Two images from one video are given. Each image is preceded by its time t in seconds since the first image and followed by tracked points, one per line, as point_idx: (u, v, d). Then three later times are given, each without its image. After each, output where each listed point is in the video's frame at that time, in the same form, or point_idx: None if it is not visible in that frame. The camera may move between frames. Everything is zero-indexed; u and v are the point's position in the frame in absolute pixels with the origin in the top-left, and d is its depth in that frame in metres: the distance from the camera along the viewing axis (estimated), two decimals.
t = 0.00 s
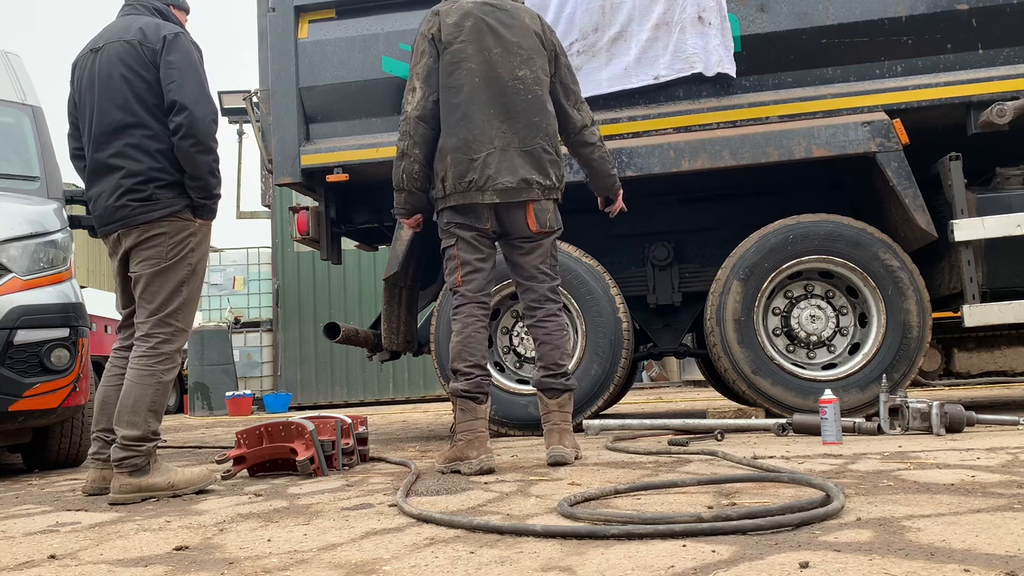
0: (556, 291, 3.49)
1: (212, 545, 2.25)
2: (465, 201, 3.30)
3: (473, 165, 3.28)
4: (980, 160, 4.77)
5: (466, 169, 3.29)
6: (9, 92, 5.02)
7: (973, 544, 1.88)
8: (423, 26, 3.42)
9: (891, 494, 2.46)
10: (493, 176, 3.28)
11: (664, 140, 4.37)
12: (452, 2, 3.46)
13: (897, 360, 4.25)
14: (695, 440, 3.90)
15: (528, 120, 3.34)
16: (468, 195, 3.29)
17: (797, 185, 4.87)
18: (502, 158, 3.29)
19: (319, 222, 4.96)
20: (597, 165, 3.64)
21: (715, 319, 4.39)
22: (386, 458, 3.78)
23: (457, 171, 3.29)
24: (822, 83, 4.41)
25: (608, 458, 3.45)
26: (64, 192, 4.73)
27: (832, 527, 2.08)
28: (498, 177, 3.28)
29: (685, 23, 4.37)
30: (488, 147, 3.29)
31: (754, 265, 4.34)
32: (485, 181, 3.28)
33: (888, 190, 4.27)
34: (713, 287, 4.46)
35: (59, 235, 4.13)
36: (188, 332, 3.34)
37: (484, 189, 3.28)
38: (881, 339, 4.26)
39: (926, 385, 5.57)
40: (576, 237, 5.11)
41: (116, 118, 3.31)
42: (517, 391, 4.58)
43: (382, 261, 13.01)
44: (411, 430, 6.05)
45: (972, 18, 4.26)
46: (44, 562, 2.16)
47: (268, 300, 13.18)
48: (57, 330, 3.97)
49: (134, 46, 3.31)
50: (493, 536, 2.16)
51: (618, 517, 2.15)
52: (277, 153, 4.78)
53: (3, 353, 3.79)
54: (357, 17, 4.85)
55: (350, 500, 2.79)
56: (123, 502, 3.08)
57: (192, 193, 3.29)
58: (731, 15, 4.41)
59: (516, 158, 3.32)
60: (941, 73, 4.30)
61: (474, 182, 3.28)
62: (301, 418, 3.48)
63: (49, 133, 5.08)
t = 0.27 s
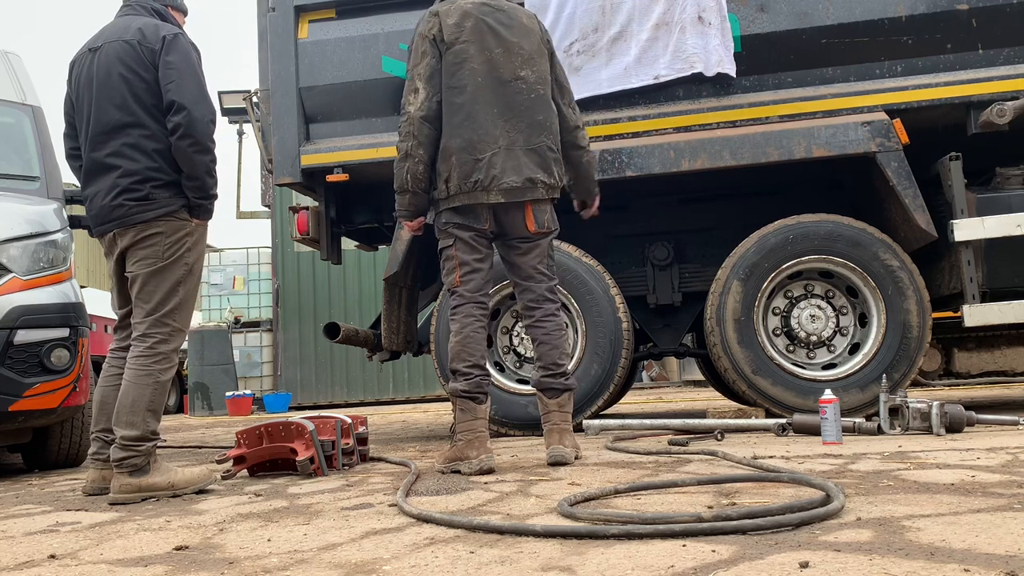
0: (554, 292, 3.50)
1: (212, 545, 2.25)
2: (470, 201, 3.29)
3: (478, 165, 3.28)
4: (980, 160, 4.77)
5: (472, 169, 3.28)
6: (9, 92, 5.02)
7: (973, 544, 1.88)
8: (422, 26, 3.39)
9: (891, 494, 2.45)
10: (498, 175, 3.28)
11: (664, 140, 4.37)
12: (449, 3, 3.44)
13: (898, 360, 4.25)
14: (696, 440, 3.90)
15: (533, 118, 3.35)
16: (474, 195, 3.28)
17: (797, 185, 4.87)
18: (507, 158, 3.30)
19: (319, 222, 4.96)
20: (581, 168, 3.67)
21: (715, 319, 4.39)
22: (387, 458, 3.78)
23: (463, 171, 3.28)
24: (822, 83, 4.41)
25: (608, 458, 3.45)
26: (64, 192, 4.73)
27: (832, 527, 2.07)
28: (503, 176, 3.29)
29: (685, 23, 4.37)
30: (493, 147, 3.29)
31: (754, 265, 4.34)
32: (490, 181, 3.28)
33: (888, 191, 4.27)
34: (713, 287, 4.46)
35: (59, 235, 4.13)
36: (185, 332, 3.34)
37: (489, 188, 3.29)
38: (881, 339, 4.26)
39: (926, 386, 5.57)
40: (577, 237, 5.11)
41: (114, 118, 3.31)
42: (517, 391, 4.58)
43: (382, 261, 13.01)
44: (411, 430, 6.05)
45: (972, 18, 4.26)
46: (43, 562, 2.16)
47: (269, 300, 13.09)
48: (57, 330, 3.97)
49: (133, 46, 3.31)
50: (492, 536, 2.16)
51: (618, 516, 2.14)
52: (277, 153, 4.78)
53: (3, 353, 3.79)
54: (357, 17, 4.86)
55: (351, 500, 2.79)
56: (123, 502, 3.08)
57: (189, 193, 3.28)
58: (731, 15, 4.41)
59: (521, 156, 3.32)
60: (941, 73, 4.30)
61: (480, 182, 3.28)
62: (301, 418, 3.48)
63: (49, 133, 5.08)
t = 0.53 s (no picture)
0: (552, 292, 3.51)
1: (212, 545, 2.25)
2: (473, 200, 3.30)
3: (479, 164, 3.28)
4: (980, 160, 4.77)
5: (473, 168, 3.28)
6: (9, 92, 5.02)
7: (973, 544, 1.88)
8: (416, 28, 3.38)
9: (891, 494, 2.46)
10: (500, 173, 3.28)
11: (664, 140, 4.37)
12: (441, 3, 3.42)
13: (897, 360, 4.25)
14: (695, 440, 3.90)
15: (532, 113, 3.35)
16: (478, 194, 3.29)
17: (797, 185, 4.87)
18: (509, 155, 3.29)
19: (319, 222, 4.96)
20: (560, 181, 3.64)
21: (715, 319, 4.39)
22: (387, 458, 3.78)
23: (464, 171, 3.29)
24: (822, 83, 4.41)
25: (608, 458, 3.45)
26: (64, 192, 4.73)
27: (832, 527, 2.08)
28: (506, 173, 3.28)
29: (685, 23, 4.37)
30: (494, 145, 3.29)
31: (754, 265, 4.34)
32: (492, 179, 3.28)
33: (888, 191, 4.27)
34: (713, 287, 4.46)
35: (59, 236, 4.13)
36: (181, 333, 3.34)
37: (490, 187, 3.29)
38: (880, 339, 4.26)
39: (926, 385, 5.57)
40: (576, 237, 5.11)
41: (113, 119, 3.31)
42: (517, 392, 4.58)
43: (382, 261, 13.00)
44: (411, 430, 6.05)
45: (972, 18, 4.26)
46: (43, 562, 2.16)
47: (268, 299, 12.92)
48: (56, 330, 3.97)
49: (136, 49, 3.31)
50: (492, 536, 2.16)
51: (618, 516, 2.15)
52: (277, 153, 4.78)
53: (3, 353, 3.79)
54: (357, 17, 4.86)
55: (351, 500, 2.79)
56: (123, 502, 3.08)
57: (183, 197, 3.30)
58: (731, 15, 4.41)
59: (523, 153, 3.32)
60: (941, 73, 4.30)
61: (483, 181, 3.28)
62: (301, 418, 3.48)
63: (49, 133, 5.08)
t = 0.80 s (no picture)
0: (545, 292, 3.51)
1: (212, 545, 2.25)
2: (460, 198, 3.29)
3: (466, 163, 3.28)
4: (980, 160, 4.77)
5: (460, 167, 3.28)
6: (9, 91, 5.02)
7: (973, 544, 1.88)
8: (404, 27, 3.39)
9: (891, 494, 2.46)
10: (486, 172, 3.27)
11: (664, 140, 4.37)
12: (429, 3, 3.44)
13: (897, 360, 4.25)
14: (695, 440, 3.90)
15: (519, 113, 3.35)
16: (464, 193, 3.28)
17: (797, 185, 4.87)
18: (496, 154, 3.29)
19: (319, 222, 4.96)
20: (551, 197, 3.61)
21: (715, 319, 4.39)
22: (387, 458, 3.78)
23: (451, 169, 3.28)
24: (822, 83, 4.41)
25: (608, 458, 3.45)
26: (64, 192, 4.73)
27: (832, 527, 2.08)
28: (492, 172, 3.28)
29: (685, 23, 4.37)
30: (481, 144, 3.29)
31: (754, 265, 4.34)
32: (479, 177, 3.27)
33: (888, 191, 4.27)
34: (713, 287, 4.46)
35: (59, 236, 4.13)
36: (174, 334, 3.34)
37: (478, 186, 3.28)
38: (881, 339, 4.26)
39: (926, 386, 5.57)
40: (576, 237, 5.11)
41: (110, 126, 3.30)
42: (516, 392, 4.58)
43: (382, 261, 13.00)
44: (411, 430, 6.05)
45: (972, 18, 4.26)
46: (43, 562, 2.16)
47: (268, 300, 12.97)
48: (57, 330, 3.97)
49: (137, 58, 3.33)
50: (492, 536, 2.16)
51: (618, 516, 2.15)
52: (277, 153, 4.78)
53: (3, 353, 3.79)
54: (357, 17, 4.86)
55: (351, 500, 2.79)
56: (123, 502, 3.08)
57: (178, 205, 3.34)
58: (731, 15, 4.41)
59: (511, 152, 3.31)
60: (941, 73, 4.30)
61: (469, 179, 3.27)
62: (301, 418, 3.48)
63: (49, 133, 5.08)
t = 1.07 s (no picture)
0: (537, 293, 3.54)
1: (212, 545, 2.25)
2: (457, 198, 3.29)
3: (462, 161, 3.28)
4: (980, 160, 4.77)
5: (455, 166, 3.28)
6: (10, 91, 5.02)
7: (973, 544, 1.88)
8: (388, 30, 3.38)
9: (891, 494, 2.46)
10: (482, 170, 3.28)
11: (664, 140, 4.37)
12: (412, 5, 3.44)
13: (897, 360, 4.25)
14: (695, 440, 3.90)
15: (510, 110, 3.35)
16: (462, 192, 3.29)
17: (797, 185, 4.87)
18: (489, 152, 3.30)
19: (319, 222, 4.96)
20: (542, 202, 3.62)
21: (715, 319, 4.39)
22: (387, 458, 3.78)
23: (446, 169, 3.28)
24: (822, 83, 4.41)
25: (607, 458, 3.45)
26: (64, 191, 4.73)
27: (832, 527, 2.08)
28: (488, 169, 3.28)
29: (685, 23, 4.37)
30: (475, 142, 3.30)
31: (754, 265, 4.34)
32: (474, 176, 3.28)
33: (888, 191, 4.27)
34: (713, 287, 4.46)
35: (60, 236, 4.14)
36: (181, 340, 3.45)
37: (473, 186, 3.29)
38: (881, 339, 4.26)
39: (926, 386, 5.57)
40: (576, 237, 5.11)
41: (113, 135, 3.34)
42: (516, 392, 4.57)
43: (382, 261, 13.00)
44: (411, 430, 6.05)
45: (972, 18, 4.26)
46: (43, 562, 2.16)
47: (268, 299, 13.02)
48: (57, 330, 3.97)
49: (136, 71, 3.41)
50: (493, 536, 2.16)
51: (618, 516, 2.15)
52: (277, 153, 4.78)
53: (3, 353, 3.79)
54: (357, 17, 4.86)
55: (351, 500, 2.79)
56: (123, 502, 3.08)
57: (178, 212, 3.44)
58: (731, 15, 4.42)
59: (505, 148, 3.32)
60: (940, 73, 4.30)
61: (465, 178, 3.28)
62: (301, 418, 3.48)
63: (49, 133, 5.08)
